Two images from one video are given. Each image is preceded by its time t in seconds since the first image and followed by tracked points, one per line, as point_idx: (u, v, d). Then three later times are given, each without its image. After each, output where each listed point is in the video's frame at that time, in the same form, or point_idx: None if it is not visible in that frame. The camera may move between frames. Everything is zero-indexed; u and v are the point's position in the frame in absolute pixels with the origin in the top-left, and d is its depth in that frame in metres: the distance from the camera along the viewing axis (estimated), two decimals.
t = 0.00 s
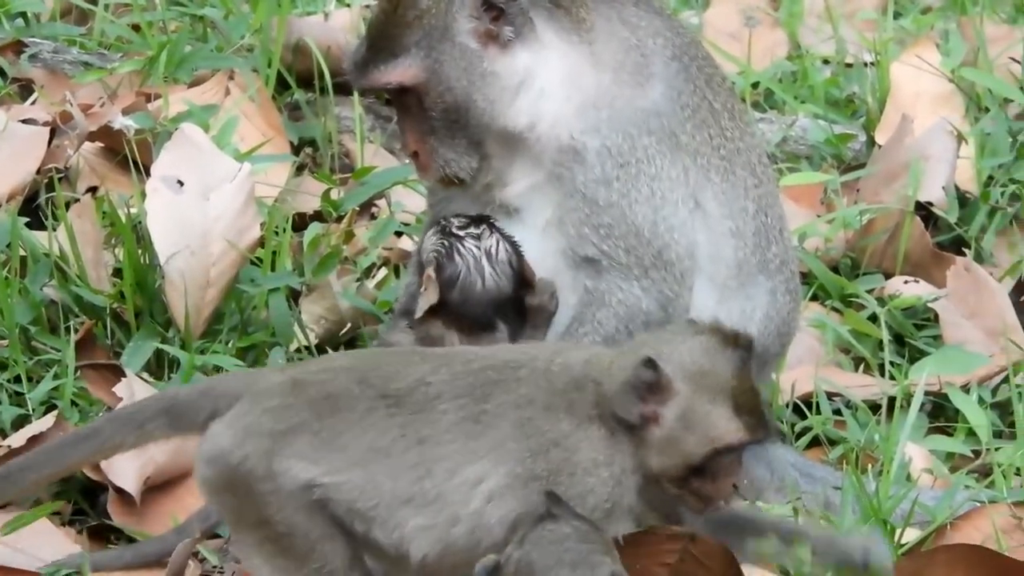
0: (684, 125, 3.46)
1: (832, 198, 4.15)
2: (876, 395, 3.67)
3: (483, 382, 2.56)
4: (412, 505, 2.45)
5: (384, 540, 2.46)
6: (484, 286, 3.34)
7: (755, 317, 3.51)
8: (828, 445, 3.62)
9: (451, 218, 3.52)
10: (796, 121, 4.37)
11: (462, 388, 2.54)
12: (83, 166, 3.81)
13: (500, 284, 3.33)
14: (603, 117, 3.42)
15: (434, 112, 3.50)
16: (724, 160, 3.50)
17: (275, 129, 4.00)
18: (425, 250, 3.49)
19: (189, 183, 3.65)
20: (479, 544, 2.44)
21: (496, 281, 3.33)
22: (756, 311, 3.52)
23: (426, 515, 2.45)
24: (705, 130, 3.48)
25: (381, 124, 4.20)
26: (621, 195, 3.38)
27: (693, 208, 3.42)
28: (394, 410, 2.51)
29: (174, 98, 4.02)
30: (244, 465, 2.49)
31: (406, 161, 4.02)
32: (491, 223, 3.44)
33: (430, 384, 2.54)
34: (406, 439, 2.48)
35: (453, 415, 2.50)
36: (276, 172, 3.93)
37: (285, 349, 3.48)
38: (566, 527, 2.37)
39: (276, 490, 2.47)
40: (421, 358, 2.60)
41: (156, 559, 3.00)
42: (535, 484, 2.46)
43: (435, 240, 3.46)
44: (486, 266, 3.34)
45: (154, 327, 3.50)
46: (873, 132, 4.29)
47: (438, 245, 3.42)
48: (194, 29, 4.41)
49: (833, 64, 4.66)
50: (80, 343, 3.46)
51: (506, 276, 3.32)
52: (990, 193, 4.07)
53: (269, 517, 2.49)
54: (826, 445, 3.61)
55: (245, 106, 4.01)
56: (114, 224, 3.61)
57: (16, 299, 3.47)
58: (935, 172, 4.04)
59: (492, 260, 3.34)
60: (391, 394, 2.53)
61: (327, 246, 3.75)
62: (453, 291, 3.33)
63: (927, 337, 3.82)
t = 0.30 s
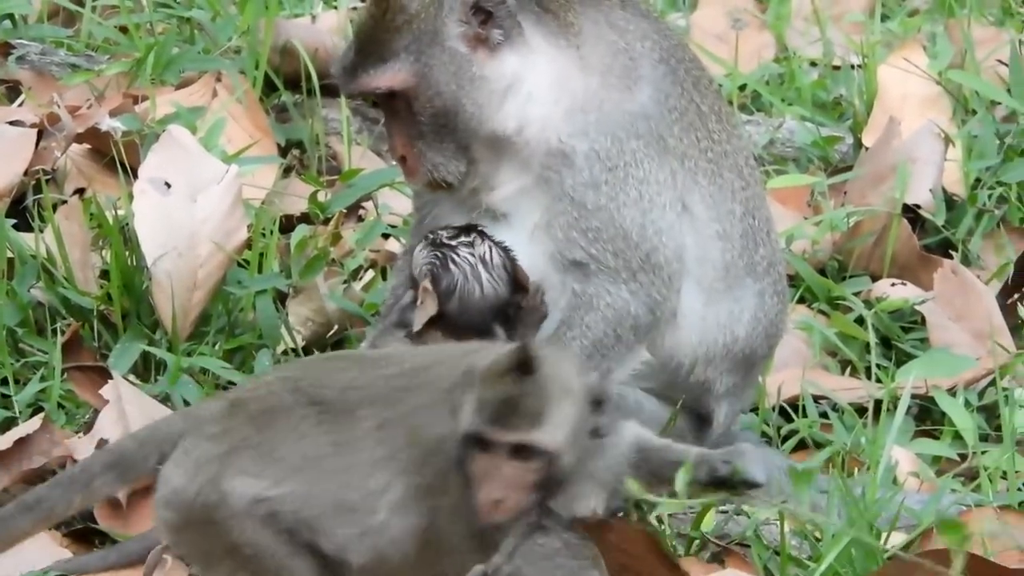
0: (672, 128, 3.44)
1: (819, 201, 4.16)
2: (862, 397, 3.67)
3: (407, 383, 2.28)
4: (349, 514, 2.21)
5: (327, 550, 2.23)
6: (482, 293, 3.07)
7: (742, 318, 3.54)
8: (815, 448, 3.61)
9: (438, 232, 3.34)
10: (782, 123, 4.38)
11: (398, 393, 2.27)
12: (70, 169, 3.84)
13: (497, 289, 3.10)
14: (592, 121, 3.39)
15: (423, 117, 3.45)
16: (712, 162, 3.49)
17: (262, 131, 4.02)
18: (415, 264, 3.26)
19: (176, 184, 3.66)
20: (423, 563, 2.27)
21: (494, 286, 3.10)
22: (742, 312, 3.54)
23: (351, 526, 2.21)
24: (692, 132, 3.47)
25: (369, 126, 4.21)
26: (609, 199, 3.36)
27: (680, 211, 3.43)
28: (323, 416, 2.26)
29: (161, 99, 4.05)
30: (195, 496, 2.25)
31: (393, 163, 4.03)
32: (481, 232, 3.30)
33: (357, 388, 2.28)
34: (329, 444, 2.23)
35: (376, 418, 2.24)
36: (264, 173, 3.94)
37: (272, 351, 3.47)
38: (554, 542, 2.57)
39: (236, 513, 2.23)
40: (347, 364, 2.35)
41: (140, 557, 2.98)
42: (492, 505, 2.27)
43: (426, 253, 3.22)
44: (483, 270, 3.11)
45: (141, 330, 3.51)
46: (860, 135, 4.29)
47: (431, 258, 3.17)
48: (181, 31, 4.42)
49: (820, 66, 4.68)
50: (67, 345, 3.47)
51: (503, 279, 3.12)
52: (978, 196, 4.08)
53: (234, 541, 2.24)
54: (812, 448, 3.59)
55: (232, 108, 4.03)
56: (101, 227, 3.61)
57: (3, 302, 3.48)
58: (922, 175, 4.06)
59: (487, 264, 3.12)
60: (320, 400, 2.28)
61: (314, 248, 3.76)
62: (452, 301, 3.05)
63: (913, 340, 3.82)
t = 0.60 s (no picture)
0: (665, 133, 3.44)
1: (812, 205, 4.17)
2: (856, 402, 3.67)
3: (290, 414, 2.29)
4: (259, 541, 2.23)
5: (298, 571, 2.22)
6: (478, 286, 3.03)
7: (735, 323, 3.54)
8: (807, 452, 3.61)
9: (428, 231, 3.34)
10: (775, 128, 4.40)
11: (292, 424, 2.27)
12: (62, 173, 3.84)
13: (492, 283, 3.07)
14: (585, 127, 3.39)
15: (417, 123, 3.40)
16: (705, 167, 3.50)
17: (255, 135, 4.03)
18: (406, 262, 3.23)
19: (168, 189, 3.66)
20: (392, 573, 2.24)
21: (489, 280, 3.07)
22: (735, 317, 3.54)
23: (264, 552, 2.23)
24: (685, 137, 3.47)
25: (361, 130, 4.22)
26: (603, 205, 3.36)
27: (673, 216, 3.42)
28: (219, 439, 2.31)
29: (154, 104, 4.05)
30: (139, 531, 2.35)
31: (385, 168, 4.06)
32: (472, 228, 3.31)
33: (241, 420, 2.31)
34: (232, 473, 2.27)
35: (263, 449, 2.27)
36: (256, 178, 3.95)
37: (265, 354, 3.46)
38: (559, 539, 2.36)
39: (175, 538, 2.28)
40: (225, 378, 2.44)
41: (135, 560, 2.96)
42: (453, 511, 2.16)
43: (418, 252, 3.20)
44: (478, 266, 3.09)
45: (134, 333, 3.51)
46: (854, 139, 4.30)
47: (423, 256, 3.14)
48: (173, 35, 4.43)
49: (813, 70, 4.68)
50: (60, 348, 3.46)
51: (498, 274, 3.09)
52: (970, 200, 4.10)
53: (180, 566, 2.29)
54: (806, 452, 3.60)
55: (224, 113, 4.04)
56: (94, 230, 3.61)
57: None
58: (914, 180, 4.06)
59: (482, 260, 3.10)
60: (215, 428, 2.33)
61: (308, 252, 3.76)
62: (449, 297, 3.00)
63: (905, 344, 3.84)
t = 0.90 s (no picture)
0: (661, 135, 3.44)
1: (808, 205, 4.19)
2: (851, 403, 3.66)
3: (234, 410, 2.45)
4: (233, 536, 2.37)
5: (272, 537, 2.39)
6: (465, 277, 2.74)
7: (730, 325, 3.54)
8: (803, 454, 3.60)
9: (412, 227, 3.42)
10: (772, 129, 4.41)
11: (228, 412, 2.43)
12: (59, 175, 3.84)
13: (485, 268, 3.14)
14: (581, 129, 3.38)
15: (419, 123, 3.38)
16: (701, 168, 3.50)
17: (251, 137, 4.03)
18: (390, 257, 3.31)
19: (164, 191, 3.65)
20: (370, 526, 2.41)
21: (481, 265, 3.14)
22: (731, 318, 3.54)
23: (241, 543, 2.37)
24: (682, 139, 3.48)
25: (358, 132, 4.24)
26: (599, 207, 3.35)
27: (669, 218, 3.42)
28: (158, 464, 2.41)
29: (150, 106, 4.06)
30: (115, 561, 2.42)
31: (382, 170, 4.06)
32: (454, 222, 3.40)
33: (177, 433, 2.42)
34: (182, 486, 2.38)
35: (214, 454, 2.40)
36: (253, 180, 3.95)
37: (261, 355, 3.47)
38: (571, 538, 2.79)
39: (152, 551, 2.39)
40: (157, 408, 2.47)
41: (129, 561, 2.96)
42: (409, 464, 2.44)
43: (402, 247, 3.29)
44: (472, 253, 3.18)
45: (130, 335, 3.51)
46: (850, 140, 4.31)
47: (411, 249, 3.22)
48: (170, 37, 4.45)
49: (810, 71, 4.69)
50: (55, 351, 3.46)
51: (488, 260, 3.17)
52: (967, 201, 4.09)
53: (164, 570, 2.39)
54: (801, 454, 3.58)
55: (220, 115, 4.05)
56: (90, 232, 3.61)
57: None
58: (910, 181, 4.06)
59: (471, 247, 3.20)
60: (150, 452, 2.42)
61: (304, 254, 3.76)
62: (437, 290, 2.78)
63: (902, 345, 3.83)
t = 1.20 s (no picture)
0: (654, 138, 3.44)
1: (800, 208, 4.20)
2: (843, 404, 3.66)
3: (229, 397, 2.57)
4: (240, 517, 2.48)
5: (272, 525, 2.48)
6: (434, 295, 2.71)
7: (719, 324, 3.55)
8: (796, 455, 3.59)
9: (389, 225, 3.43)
10: (762, 131, 4.42)
11: (228, 394, 2.57)
12: (51, 177, 3.85)
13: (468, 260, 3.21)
14: (574, 133, 3.35)
15: (476, 110, 3.23)
16: (691, 169, 3.51)
17: (243, 140, 4.03)
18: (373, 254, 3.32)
19: (155, 195, 3.66)
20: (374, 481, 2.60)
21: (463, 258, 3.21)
22: (718, 319, 3.55)
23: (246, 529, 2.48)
24: (674, 141, 3.49)
25: (350, 134, 4.29)
26: (591, 210, 3.35)
27: (661, 221, 3.43)
28: (155, 463, 2.48)
29: (142, 109, 4.07)
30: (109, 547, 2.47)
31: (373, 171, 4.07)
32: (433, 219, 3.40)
33: (172, 424, 2.52)
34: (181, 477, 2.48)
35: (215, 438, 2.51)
36: (245, 182, 3.96)
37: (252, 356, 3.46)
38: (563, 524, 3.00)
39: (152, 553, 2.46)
40: (147, 410, 2.55)
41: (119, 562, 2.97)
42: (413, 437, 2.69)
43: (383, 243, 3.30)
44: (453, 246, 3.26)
45: (122, 337, 3.51)
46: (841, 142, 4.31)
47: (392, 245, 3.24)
48: (162, 39, 4.47)
49: (801, 73, 4.70)
50: (46, 354, 3.46)
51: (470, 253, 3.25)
52: (958, 203, 4.09)
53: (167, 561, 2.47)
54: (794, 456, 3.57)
55: (212, 116, 4.05)
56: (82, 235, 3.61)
57: None
58: (902, 184, 4.06)
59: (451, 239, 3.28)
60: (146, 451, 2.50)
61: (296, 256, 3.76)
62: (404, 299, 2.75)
63: (894, 347, 3.82)
